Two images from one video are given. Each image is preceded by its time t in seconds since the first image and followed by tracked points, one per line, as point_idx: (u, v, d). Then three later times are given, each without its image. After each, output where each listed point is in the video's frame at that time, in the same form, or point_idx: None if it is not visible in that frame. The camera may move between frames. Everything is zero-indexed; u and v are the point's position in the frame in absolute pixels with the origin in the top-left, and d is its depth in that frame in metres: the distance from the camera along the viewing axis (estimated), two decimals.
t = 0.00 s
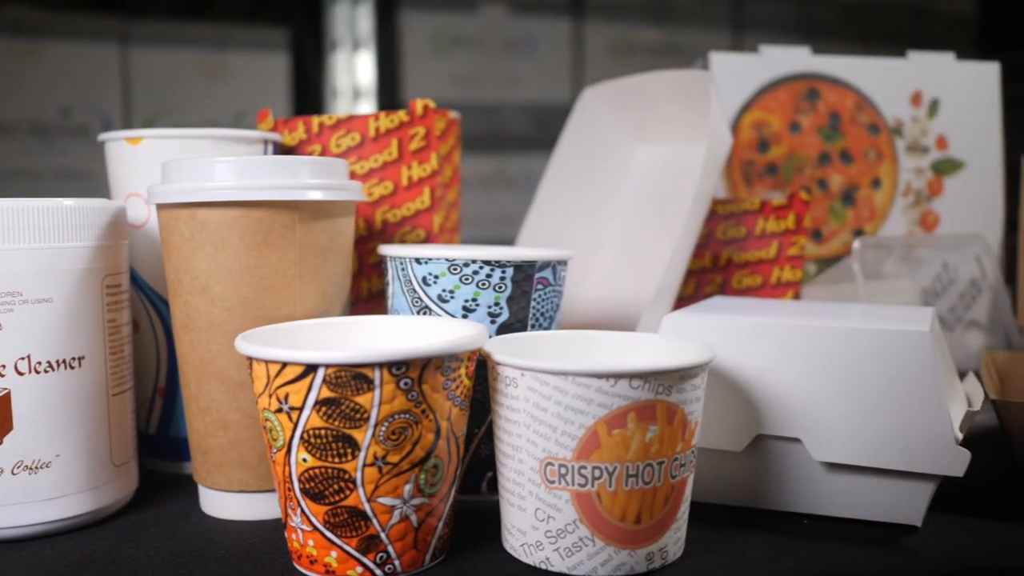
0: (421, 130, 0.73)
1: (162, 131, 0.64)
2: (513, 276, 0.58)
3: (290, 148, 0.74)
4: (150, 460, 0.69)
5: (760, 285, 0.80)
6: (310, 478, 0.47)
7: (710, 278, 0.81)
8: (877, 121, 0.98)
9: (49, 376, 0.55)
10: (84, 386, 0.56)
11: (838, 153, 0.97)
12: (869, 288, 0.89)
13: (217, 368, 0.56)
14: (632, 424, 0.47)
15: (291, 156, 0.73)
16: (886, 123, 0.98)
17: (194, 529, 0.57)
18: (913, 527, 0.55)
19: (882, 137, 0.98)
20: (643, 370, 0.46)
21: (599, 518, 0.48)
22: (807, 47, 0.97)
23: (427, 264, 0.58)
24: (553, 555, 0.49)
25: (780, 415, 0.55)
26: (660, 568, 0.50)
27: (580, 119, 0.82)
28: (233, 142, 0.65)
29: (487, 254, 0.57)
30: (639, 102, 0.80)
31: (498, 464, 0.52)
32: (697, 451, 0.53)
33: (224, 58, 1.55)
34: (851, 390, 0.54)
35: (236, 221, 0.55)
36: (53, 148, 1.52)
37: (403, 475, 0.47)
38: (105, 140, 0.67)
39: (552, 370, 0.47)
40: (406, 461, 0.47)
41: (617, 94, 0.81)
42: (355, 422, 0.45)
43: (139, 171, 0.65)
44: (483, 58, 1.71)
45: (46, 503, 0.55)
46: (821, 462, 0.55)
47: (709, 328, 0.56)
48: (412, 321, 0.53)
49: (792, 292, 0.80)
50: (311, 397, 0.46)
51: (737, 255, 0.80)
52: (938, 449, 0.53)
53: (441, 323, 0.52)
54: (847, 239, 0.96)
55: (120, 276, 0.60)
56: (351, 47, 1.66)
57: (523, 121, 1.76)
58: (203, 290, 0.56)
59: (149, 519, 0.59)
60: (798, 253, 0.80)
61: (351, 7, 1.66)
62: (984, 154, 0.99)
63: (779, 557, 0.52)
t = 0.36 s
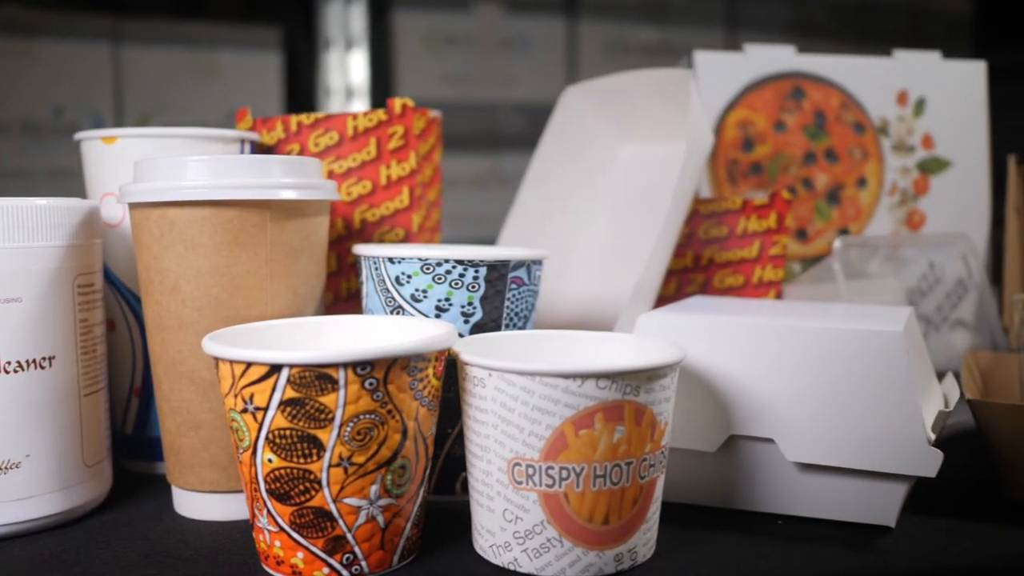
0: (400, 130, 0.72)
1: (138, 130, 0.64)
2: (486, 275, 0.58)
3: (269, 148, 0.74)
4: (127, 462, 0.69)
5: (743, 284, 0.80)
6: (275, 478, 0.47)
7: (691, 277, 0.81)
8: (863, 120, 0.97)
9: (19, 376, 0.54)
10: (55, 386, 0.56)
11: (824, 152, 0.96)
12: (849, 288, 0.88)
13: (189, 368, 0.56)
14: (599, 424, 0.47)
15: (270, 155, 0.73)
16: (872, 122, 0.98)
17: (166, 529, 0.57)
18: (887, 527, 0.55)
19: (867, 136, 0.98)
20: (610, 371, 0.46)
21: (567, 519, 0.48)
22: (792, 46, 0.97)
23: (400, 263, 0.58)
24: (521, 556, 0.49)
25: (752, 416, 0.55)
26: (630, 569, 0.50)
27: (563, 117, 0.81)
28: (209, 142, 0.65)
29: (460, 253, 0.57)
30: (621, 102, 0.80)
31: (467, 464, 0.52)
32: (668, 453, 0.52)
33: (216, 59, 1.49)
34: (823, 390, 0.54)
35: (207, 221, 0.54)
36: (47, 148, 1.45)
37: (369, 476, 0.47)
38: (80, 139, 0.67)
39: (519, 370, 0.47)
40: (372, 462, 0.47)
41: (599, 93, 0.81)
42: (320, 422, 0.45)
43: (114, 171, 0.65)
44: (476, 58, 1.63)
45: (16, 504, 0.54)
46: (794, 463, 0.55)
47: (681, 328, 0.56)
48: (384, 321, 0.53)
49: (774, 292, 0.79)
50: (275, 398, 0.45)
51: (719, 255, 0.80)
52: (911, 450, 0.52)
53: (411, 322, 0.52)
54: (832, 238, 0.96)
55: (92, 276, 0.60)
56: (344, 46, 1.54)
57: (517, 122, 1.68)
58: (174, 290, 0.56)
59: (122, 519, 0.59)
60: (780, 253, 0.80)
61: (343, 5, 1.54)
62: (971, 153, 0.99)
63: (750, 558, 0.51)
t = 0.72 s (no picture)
0: (379, 129, 0.72)
1: (113, 130, 0.63)
2: (460, 274, 0.58)
3: (248, 147, 0.74)
4: (104, 461, 0.69)
5: (725, 283, 0.80)
6: (241, 479, 0.46)
7: (672, 277, 0.81)
8: (849, 119, 0.97)
9: None
10: (27, 385, 0.56)
11: (809, 151, 0.96)
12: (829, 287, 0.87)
13: (160, 368, 0.56)
14: (567, 424, 0.47)
15: (248, 154, 0.73)
16: (858, 121, 0.97)
17: (137, 529, 0.57)
18: (861, 528, 0.54)
19: (853, 136, 0.97)
20: (578, 371, 0.46)
21: (535, 520, 0.48)
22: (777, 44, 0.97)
23: (373, 263, 0.58)
24: (490, 557, 0.49)
25: (725, 415, 0.55)
26: (599, 570, 0.50)
27: (545, 117, 0.82)
28: (184, 140, 0.64)
29: (433, 253, 0.57)
30: (602, 100, 0.80)
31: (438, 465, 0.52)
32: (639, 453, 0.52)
33: (206, 57, 1.47)
34: (796, 391, 0.53)
35: (178, 220, 0.54)
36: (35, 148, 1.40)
37: (335, 477, 0.47)
38: (56, 139, 0.66)
39: (486, 370, 0.46)
40: (339, 463, 0.46)
41: (580, 92, 0.81)
42: (285, 422, 0.45)
43: (89, 170, 0.64)
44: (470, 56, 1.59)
45: None
46: (767, 463, 0.55)
47: (655, 327, 0.56)
48: (356, 320, 0.53)
49: (756, 291, 0.79)
50: (240, 398, 0.45)
51: (701, 254, 0.80)
52: (884, 451, 0.52)
53: (381, 322, 0.52)
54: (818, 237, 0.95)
55: (65, 275, 0.60)
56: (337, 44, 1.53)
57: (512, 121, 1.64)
58: (145, 290, 0.55)
59: (95, 519, 0.59)
60: (762, 252, 0.79)
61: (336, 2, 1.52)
62: (957, 152, 0.99)
63: (722, 558, 0.51)
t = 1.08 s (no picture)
0: (358, 127, 0.72)
1: (88, 129, 0.63)
2: (433, 274, 0.58)
3: (227, 146, 0.74)
4: (81, 461, 0.69)
5: (707, 283, 0.79)
6: (207, 479, 0.46)
7: (655, 276, 0.80)
8: (834, 118, 0.97)
9: None
10: None
11: (795, 150, 0.96)
12: (809, 288, 0.87)
13: (131, 367, 0.56)
14: (534, 425, 0.47)
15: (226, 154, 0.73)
16: (843, 120, 0.97)
17: (109, 529, 0.56)
18: (835, 529, 0.54)
19: (839, 135, 0.97)
20: (545, 371, 0.46)
21: (503, 521, 0.47)
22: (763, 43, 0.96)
23: (346, 262, 0.57)
24: (458, 558, 0.48)
25: (697, 416, 0.54)
26: (568, 571, 0.49)
27: (527, 116, 0.81)
28: (160, 139, 0.64)
29: (406, 252, 0.57)
30: (585, 99, 0.80)
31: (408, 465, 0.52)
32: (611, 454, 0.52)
33: (200, 56, 1.33)
34: (768, 391, 0.53)
35: (148, 219, 0.54)
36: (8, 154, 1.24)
37: (301, 477, 0.46)
38: (33, 138, 0.66)
39: (452, 370, 0.46)
40: (304, 462, 0.46)
41: (562, 90, 0.80)
42: (250, 423, 0.45)
43: (64, 170, 0.64)
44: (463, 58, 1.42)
45: None
46: (741, 464, 0.54)
47: (628, 328, 0.56)
48: (325, 319, 0.53)
49: (738, 291, 0.79)
50: (205, 398, 0.45)
51: (684, 253, 0.80)
52: (857, 451, 0.52)
53: (352, 321, 0.52)
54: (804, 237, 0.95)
55: (39, 275, 0.59)
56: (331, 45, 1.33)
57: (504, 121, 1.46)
58: (116, 289, 0.55)
59: (68, 519, 0.59)
60: (744, 252, 0.79)
61: None
62: (944, 152, 0.98)
63: (693, 560, 0.51)
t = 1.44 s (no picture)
0: (336, 126, 0.71)
1: (62, 128, 0.63)
2: (405, 273, 0.57)
3: (206, 145, 0.74)
4: (56, 461, 0.68)
5: (688, 282, 0.79)
6: (171, 479, 0.46)
7: (637, 275, 0.80)
8: (819, 117, 0.96)
9: None
10: None
11: (780, 149, 0.95)
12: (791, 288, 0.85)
13: (103, 367, 0.56)
14: (500, 425, 0.46)
15: (204, 152, 0.73)
16: (829, 119, 0.97)
17: (79, 529, 0.56)
18: (808, 530, 0.54)
19: (824, 133, 0.97)
20: (511, 371, 0.45)
21: (469, 522, 0.47)
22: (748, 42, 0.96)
23: (318, 262, 0.57)
24: (425, 559, 0.48)
25: (668, 416, 0.54)
26: (536, 572, 0.49)
27: (509, 116, 0.81)
28: (135, 138, 0.64)
29: (378, 252, 0.57)
30: (566, 98, 0.80)
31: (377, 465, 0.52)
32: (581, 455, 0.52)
33: (196, 54, 1.27)
34: (738, 391, 0.53)
35: (118, 218, 0.54)
36: None
37: (266, 478, 0.46)
38: (8, 137, 0.66)
39: (417, 370, 0.46)
40: (269, 463, 0.46)
41: (544, 90, 0.80)
42: (214, 423, 0.45)
43: (39, 169, 0.64)
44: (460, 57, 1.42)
45: None
46: (713, 464, 0.54)
47: (600, 328, 0.56)
48: (293, 319, 0.53)
49: (719, 290, 0.79)
50: (168, 398, 0.45)
51: (665, 253, 0.80)
52: (830, 451, 0.52)
53: (320, 320, 0.52)
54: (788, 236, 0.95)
55: (12, 274, 0.59)
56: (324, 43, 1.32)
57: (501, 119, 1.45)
58: (86, 289, 0.55)
59: (39, 519, 0.58)
60: (726, 250, 0.79)
61: None
62: (929, 150, 0.98)
63: (663, 560, 0.51)
